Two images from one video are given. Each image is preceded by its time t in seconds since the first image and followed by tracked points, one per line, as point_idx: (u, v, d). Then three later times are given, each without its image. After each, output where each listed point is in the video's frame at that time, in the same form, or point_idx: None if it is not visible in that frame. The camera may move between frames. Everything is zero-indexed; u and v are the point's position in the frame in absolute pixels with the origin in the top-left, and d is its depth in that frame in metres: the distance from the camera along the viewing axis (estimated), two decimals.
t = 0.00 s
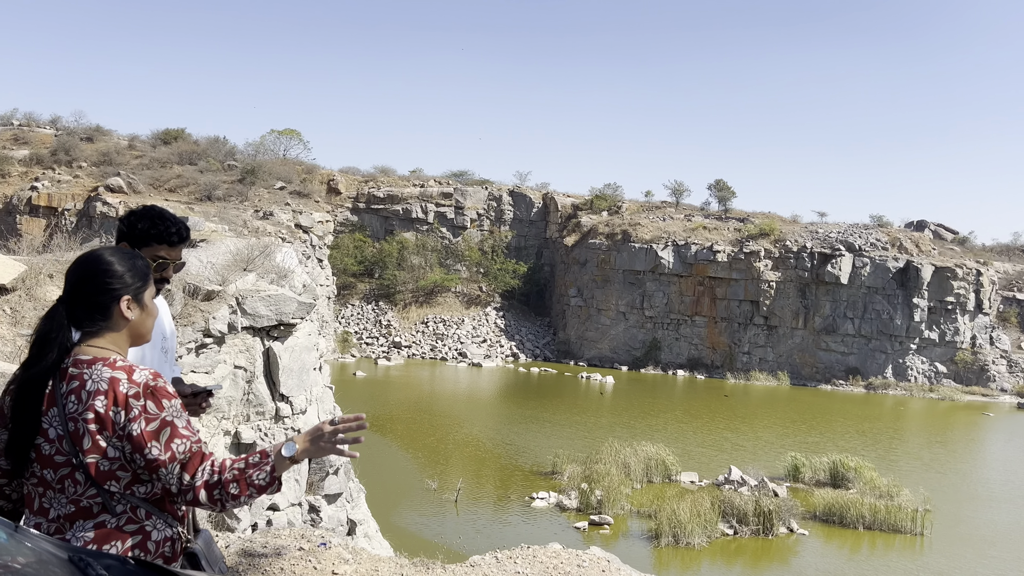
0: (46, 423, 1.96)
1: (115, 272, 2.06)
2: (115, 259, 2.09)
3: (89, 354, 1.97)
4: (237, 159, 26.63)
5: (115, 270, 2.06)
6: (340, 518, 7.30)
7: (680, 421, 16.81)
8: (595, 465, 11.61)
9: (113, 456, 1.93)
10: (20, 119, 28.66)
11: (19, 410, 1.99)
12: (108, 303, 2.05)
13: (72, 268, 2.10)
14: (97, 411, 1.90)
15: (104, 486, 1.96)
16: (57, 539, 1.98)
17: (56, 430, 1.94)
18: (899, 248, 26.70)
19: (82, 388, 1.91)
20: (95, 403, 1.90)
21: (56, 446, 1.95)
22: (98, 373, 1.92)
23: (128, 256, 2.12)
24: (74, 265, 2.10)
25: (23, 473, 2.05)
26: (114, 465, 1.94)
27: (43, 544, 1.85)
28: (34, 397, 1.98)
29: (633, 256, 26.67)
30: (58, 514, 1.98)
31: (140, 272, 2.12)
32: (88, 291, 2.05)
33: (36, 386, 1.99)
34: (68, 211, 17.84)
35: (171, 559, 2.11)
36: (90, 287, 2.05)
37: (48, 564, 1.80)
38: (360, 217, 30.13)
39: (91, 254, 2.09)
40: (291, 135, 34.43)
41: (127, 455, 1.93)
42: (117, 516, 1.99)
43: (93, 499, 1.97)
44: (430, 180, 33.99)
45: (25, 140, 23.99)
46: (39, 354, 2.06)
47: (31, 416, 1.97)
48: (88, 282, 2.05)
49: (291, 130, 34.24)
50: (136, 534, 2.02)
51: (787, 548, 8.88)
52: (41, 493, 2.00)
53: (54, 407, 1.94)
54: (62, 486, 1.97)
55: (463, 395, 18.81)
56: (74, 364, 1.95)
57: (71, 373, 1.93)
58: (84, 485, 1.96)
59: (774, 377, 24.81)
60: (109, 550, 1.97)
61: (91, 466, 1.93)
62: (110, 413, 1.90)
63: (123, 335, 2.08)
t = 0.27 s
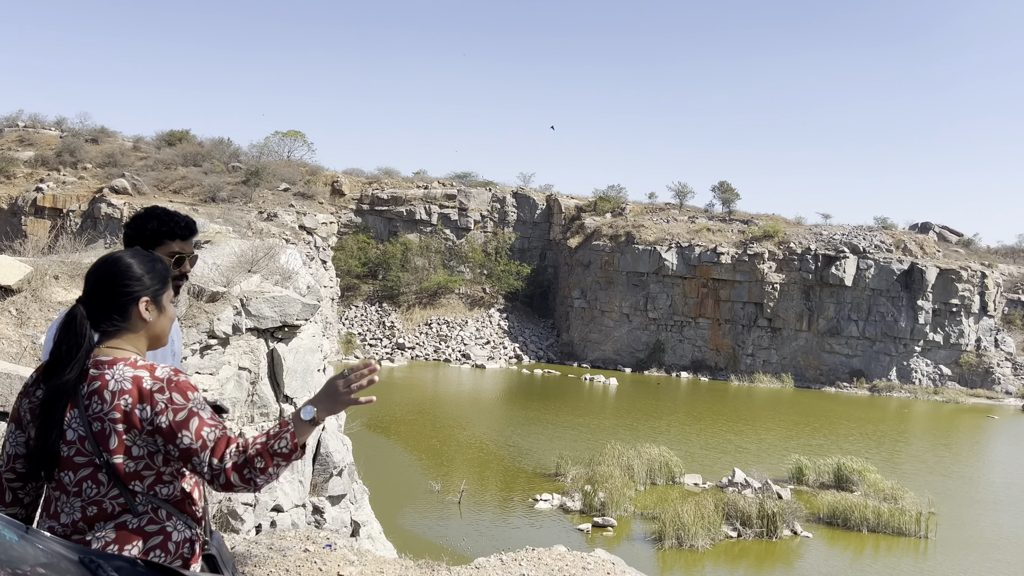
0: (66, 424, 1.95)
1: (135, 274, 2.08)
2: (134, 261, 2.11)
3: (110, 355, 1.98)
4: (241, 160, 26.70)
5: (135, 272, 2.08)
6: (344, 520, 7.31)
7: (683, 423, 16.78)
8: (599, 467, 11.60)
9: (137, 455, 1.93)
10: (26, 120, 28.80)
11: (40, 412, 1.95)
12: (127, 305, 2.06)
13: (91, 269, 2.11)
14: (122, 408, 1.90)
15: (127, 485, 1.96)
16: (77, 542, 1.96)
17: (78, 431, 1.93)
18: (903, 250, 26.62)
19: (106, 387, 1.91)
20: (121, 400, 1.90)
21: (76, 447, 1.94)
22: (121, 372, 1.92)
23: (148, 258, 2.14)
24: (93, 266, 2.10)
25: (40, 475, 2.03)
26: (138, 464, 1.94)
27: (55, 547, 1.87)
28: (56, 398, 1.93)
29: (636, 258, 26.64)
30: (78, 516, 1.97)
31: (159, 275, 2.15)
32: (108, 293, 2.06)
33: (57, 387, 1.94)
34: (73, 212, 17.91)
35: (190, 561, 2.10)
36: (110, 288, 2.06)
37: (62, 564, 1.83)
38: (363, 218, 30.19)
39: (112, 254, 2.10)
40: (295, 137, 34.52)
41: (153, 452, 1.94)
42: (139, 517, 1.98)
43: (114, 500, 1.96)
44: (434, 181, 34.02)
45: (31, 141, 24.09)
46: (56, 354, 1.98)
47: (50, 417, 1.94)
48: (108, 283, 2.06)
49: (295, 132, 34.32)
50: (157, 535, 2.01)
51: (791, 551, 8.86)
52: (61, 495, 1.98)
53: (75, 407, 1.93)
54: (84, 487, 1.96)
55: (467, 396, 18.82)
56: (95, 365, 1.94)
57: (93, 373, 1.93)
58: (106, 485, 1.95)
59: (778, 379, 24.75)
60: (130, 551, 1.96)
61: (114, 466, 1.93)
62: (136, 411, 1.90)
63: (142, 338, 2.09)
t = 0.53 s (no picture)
0: (75, 426, 1.96)
1: (139, 278, 2.08)
2: (137, 262, 2.11)
3: (116, 357, 1.99)
4: (247, 162, 26.82)
5: (137, 275, 2.08)
6: (350, 521, 7.33)
7: (688, 425, 16.75)
8: (603, 468, 11.59)
9: (146, 457, 1.95)
10: (34, 123, 29.00)
11: (48, 415, 1.97)
12: (131, 307, 2.07)
13: (95, 272, 2.12)
14: (132, 408, 1.91)
15: (135, 486, 1.97)
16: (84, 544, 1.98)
17: (88, 431, 1.94)
18: (909, 252, 26.51)
19: (115, 388, 1.92)
20: (129, 401, 1.91)
21: (86, 449, 1.95)
22: (128, 373, 1.94)
23: (151, 260, 2.14)
24: (97, 269, 2.12)
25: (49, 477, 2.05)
26: (148, 465, 1.96)
27: (65, 548, 1.89)
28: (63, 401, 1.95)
29: (642, 259, 26.63)
30: (87, 517, 1.99)
31: (163, 276, 2.15)
32: (110, 297, 2.07)
33: (63, 389, 1.96)
34: (80, 213, 18.03)
35: (196, 565, 2.11)
36: (112, 291, 2.07)
37: (70, 564, 1.87)
38: (369, 220, 30.27)
39: (115, 258, 2.10)
40: (300, 138, 34.61)
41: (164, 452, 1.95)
42: (146, 518, 2.00)
43: (123, 502, 1.98)
44: (439, 183, 34.09)
45: (38, 143, 24.25)
46: (64, 357, 2.01)
47: (61, 419, 1.96)
48: (112, 285, 2.07)
49: (301, 134, 34.43)
50: (163, 538, 2.02)
51: (797, 553, 8.84)
52: (70, 495, 2.00)
53: (84, 409, 1.94)
54: (93, 489, 1.97)
55: (472, 398, 18.84)
56: (102, 367, 1.96)
57: (101, 375, 1.95)
58: (115, 487, 1.97)
59: (784, 381, 24.67)
60: (136, 553, 1.98)
61: (124, 466, 1.95)
62: (145, 409, 1.91)
63: (146, 338, 2.10)
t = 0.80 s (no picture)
0: (81, 430, 1.98)
1: (140, 280, 2.07)
2: (137, 263, 2.09)
3: (119, 361, 1.99)
4: (252, 164, 26.92)
5: (137, 276, 2.07)
6: (354, 523, 7.34)
7: (692, 427, 16.71)
8: (608, 470, 11.58)
9: (156, 459, 1.97)
10: (41, 125, 29.19)
11: (54, 417, 1.99)
12: (131, 309, 2.06)
13: (96, 274, 2.11)
14: (143, 409, 1.92)
15: (141, 490, 1.98)
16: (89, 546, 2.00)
17: (94, 435, 1.95)
18: (915, 254, 26.41)
19: (122, 393, 1.92)
20: (138, 404, 1.91)
21: (92, 453, 1.96)
22: (135, 377, 1.93)
23: (152, 261, 2.12)
24: (98, 270, 2.11)
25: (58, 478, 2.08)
26: (157, 467, 1.97)
27: (70, 548, 1.90)
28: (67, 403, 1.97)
29: (646, 261, 26.61)
30: (92, 520, 2.00)
31: (163, 276, 2.12)
32: (111, 299, 2.07)
33: (67, 393, 1.97)
34: (87, 215, 18.13)
35: (200, 566, 2.15)
36: (113, 293, 2.07)
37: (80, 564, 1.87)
38: (374, 221, 30.36)
39: (116, 260, 2.09)
40: (306, 140, 34.71)
41: (177, 449, 1.98)
42: (152, 521, 2.02)
43: (128, 507, 1.99)
44: (444, 185, 34.15)
45: (45, 145, 24.40)
46: (68, 361, 2.04)
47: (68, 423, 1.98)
48: (112, 287, 2.07)
49: (306, 135, 34.52)
50: (166, 541, 2.04)
51: (802, 556, 8.81)
52: (77, 498, 2.02)
53: (90, 414, 1.95)
54: (98, 492, 1.98)
55: (476, 400, 18.85)
56: (106, 370, 1.96)
57: (105, 379, 1.94)
58: (121, 492, 1.98)
59: (789, 384, 24.59)
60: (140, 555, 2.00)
61: (131, 469, 1.96)
62: (158, 408, 1.92)
63: (149, 339, 2.10)
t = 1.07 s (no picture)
0: (93, 437, 1.94)
1: (141, 284, 2.06)
2: (136, 267, 2.08)
3: (128, 363, 1.99)
4: (255, 166, 26.97)
5: (137, 280, 2.06)
6: (356, 524, 7.36)
7: (694, 429, 16.68)
8: (609, 472, 11.58)
9: (181, 455, 2.01)
10: (45, 127, 29.30)
11: (56, 426, 1.93)
12: (132, 315, 2.05)
13: (94, 280, 2.10)
14: (165, 407, 1.95)
15: (161, 488, 2.00)
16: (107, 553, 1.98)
17: (111, 436, 1.93)
18: (919, 256, 26.37)
19: (139, 393, 1.93)
20: (159, 400, 1.95)
21: (109, 457, 1.94)
22: (150, 376, 1.95)
23: (152, 265, 2.11)
24: (96, 276, 2.10)
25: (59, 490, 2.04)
26: (178, 464, 2.01)
27: (76, 549, 1.91)
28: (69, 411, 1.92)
29: (649, 264, 26.60)
30: (107, 525, 1.99)
31: (164, 280, 2.13)
32: (111, 304, 2.05)
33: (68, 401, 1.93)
34: (90, 216, 18.20)
35: (211, 566, 2.20)
36: (111, 299, 2.05)
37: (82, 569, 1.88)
38: (376, 223, 30.42)
39: (114, 264, 2.08)
40: (308, 142, 34.80)
41: (197, 444, 2.03)
42: (170, 520, 2.04)
43: (147, 507, 2.00)
44: (447, 187, 34.18)
45: (49, 146, 24.47)
46: (64, 366, 1.98)
47: (72, 430, 1.93)
48: (111, 293, 2.05)
49: (309, 137, 34.61)
50: (183, 540, 2.07)
51: (804, 559, 8.79)
52: (88, 504, 1.99)
53: (105, 418, 1.93)
54: (117, 495, 1.97)
55: (478, 402, 18.85)
56: (117, 373, 1.95)
57: (119, 381, 1.94)
58: (140, 493, 1.98)
59: (792, 386, 24.55)
60: (158, 556, 2.03)
61: (152, 468, 1.98)
62: (178, 403, 1.97)
63: (149, 344, 2.08)
